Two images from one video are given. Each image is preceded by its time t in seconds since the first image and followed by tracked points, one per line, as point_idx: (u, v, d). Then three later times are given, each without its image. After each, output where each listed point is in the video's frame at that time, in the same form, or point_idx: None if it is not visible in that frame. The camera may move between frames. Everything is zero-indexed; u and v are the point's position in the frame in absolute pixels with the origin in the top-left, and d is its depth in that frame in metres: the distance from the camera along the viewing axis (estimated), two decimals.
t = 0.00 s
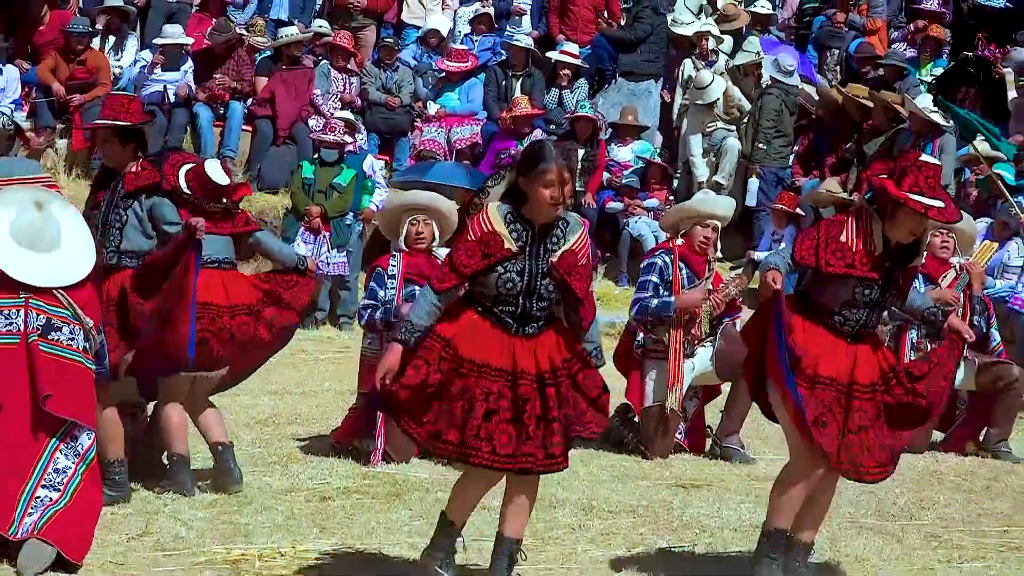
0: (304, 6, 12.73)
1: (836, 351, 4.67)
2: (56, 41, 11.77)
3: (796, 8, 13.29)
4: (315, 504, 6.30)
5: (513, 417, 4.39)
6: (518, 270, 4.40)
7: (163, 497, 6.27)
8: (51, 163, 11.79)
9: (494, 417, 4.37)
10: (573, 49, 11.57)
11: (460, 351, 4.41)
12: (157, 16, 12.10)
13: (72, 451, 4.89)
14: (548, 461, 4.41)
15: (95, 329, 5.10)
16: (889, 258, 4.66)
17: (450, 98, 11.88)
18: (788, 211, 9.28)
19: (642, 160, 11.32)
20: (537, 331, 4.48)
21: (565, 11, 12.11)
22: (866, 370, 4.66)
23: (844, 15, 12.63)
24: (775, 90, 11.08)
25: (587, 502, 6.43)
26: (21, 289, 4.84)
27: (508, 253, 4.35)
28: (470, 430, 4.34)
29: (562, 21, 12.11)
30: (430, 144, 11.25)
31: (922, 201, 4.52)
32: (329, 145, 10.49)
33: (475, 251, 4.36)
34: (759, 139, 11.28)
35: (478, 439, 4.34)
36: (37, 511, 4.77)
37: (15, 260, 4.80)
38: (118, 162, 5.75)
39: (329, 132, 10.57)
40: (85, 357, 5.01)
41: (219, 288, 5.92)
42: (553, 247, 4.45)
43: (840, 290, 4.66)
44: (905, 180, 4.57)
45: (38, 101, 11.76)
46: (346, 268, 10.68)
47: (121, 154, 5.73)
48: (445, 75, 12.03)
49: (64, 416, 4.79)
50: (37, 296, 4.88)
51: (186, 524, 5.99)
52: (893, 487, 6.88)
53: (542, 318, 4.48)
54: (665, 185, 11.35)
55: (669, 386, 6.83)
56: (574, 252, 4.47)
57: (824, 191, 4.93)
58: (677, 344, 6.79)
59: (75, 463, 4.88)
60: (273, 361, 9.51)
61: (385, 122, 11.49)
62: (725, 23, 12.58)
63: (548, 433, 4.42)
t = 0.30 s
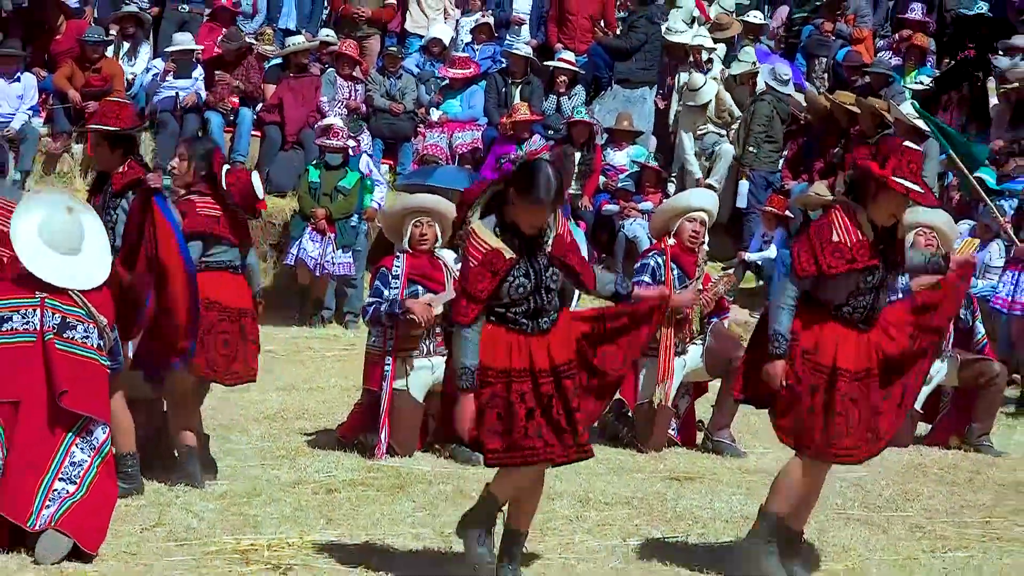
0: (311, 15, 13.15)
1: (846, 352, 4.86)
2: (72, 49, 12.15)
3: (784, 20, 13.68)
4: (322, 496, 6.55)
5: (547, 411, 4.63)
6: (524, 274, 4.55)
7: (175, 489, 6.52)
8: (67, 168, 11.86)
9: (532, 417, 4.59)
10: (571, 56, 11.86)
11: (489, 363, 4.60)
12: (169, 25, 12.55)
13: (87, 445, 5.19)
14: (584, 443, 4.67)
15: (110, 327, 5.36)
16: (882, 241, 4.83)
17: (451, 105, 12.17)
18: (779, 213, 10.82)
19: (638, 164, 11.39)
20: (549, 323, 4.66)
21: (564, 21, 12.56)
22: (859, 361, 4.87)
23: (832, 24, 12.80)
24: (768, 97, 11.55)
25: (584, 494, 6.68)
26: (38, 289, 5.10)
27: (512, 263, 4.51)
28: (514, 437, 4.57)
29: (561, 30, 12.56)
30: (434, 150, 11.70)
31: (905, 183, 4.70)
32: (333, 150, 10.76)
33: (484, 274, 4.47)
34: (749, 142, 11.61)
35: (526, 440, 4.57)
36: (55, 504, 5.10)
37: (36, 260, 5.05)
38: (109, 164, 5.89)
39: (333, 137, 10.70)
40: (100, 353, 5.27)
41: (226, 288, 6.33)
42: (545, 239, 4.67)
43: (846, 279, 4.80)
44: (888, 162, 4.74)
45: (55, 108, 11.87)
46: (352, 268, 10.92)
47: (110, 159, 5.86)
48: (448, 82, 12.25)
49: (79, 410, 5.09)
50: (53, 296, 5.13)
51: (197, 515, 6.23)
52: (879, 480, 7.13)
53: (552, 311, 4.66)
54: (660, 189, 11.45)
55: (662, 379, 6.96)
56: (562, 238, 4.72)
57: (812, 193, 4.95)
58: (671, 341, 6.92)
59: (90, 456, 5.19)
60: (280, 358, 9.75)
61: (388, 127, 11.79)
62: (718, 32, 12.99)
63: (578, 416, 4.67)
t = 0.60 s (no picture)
0: (316, 25, 13.45)
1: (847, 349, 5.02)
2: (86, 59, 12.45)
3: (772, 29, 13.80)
4: (326, 489, 6.79)
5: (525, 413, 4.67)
6: (506, 268, 4.67)
7: (186, 483, 6.78)
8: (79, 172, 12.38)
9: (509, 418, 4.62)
10: (565, 65, 12.17)
11: (472, 359, 4.65)
12: (180, 35, 12.99)
13: (98, 442, 5.46)
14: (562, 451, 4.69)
15: (123, 328, 5.61)
16: (874, 255, 5.06)
17: (450, 113, 12.16)
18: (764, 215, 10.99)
19: (630, 169, 11.74)
20: (533, 326, 4.74)
21: (559, 31, 12.82)
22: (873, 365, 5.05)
23: (817, 36, 12.93)
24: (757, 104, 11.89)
25: (579, 487, 6.93)
26: (53, 291, 5.36)
27: (491, 256, 4.62)
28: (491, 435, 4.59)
29: (556, 39, 12.83)
30: (434, 156, 11.59)
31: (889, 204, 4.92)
32: (334, 154, 11.04)
33: (463, 263, 4.61)
34: (739, 148, 11.93)
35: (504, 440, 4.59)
36: (66, 499, 5.35)
37: (47, 263, 5.29)
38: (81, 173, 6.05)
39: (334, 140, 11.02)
40: (113, 354, 5.52)
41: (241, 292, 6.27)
42: (531, 237, 4.75)
43: (835, 288, 5.02)
44: (877, 186, 5.00)
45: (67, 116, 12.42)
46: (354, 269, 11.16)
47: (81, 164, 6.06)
48: (448, 91, 12.29)
49: (90, 408, 5.33)
50: (69, 298, 5.39)
51: (206, 508, 6.48)
52: (864, 474, 7.37)
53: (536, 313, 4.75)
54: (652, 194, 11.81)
55: (651, 378, 7.21)
56: (549, 238, 4.80)
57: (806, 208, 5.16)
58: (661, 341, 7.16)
59: (101, 452, 5.45)
60: (283, 356, 10.00)
61: (390, 134, 12.05)
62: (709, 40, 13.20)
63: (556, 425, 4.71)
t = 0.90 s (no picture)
0: (314, 36, 13.92)
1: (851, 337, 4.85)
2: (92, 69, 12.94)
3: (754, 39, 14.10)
4: (324, 483, 7.04)
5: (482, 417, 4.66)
6: (493, 272, 4.66)
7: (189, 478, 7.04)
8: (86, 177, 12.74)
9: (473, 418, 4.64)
10: (554, 74, 12.35)
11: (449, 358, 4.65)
12: (183, 45, 13.38)
13: (104, 439, 5.68)
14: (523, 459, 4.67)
15: (129, 329, 5.85)
16: (898, 258, 4.90)
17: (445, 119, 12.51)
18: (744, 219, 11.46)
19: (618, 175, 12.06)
20: (519, 329, 4.72)
21: (549, 40, 13.00)
22: (887, 364, 4.89)
23: (799, 44, 13.27)
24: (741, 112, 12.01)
25: (568, 481, 7.18)
26: (61, 293, 5.59)
27: (477, 262, 4.62)
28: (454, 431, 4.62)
29: (547, 49, 13.02)
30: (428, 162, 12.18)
31: (911, 205, 4.74)
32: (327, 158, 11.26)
33: (449, 270, 4.61)
34: (721, 154, 12.04)
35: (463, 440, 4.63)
36: (73, 493, 5.59)
37: (53, 261, 5.51)
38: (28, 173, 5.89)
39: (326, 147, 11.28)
40: (119, 355, 5.76)
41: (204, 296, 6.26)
42: (518, 243, 4.73)
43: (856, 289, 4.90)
44: (906, 187, 4.76)
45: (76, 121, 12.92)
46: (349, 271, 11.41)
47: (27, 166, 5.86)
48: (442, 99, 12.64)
49: (96, 408, 5.56)
50: (75, 300, 5.62)
51: (208, 501, 6.72)
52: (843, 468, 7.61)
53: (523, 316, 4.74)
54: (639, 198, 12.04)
55: (642, 374, 7.53)
56: (534, 245, 4.78)
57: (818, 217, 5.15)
58: (649, 340, 7.50)
59: (107, 449, 5.68)
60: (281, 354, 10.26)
61: (386, 140, 12.38)
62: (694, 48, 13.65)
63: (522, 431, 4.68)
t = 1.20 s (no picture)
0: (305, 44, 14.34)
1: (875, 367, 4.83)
2: (91, 76, 13.23)
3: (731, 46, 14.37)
4: (315, 476, 7.29)
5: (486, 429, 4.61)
6: (456, 289, 4.61)
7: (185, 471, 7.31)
8: (85, 181, 13.04)
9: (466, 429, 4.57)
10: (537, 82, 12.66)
11: (424, 373, 4.60)
12: (179, 53, 13.82)
13: (100, 436, 5.95)
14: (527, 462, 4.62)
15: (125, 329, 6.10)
16: (926, 259, 4.88)
17: (432, 125, 12.77)
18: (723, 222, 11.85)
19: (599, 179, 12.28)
20: (487, 344, 4.68)
21: (532, 48, 13.37)
22: (912, 371, 4.85)
23: (774, 52, 13.63)
24: (716, 119, 12.49)
25: (550, 474, 7.45)
26: (60, 293, 5.83)
27: (443, 275, 4.57)
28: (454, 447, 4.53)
29: (530, 57, 13.38)
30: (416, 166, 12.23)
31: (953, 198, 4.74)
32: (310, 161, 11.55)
33: (416, 284, 4.55)
34: (698, 160, 12.45)
35: (459, 456, 4.52)
36: (73, 488, 5.84)
37: (50, 261, 5.74)
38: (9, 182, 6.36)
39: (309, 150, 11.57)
40: (116, 353, 6.00)
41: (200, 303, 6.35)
42: (488, 259, 4.69)
43: (888, 298, 4.85)
44: (938, 180, 4.71)
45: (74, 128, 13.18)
46: (336, 270, 11.62)
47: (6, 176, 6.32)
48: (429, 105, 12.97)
49: (93, 405, 5.80)
50: (75, 300, 5.86)
51: (203, 494, 6.98)
52: (816, 461, 7.88)
53: (491, 331, 4.69)
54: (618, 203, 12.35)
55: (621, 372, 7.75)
56: (508, 260, 4.73)
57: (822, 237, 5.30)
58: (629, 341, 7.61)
59: (103, 445, 5.95)
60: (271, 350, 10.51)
61: (375, 145, 12.72)
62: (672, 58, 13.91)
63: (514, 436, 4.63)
